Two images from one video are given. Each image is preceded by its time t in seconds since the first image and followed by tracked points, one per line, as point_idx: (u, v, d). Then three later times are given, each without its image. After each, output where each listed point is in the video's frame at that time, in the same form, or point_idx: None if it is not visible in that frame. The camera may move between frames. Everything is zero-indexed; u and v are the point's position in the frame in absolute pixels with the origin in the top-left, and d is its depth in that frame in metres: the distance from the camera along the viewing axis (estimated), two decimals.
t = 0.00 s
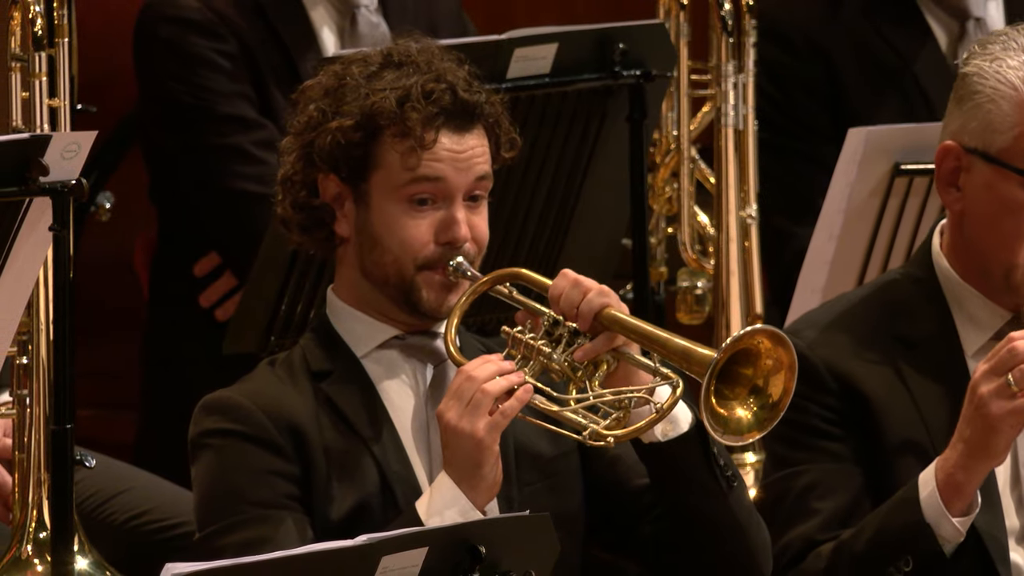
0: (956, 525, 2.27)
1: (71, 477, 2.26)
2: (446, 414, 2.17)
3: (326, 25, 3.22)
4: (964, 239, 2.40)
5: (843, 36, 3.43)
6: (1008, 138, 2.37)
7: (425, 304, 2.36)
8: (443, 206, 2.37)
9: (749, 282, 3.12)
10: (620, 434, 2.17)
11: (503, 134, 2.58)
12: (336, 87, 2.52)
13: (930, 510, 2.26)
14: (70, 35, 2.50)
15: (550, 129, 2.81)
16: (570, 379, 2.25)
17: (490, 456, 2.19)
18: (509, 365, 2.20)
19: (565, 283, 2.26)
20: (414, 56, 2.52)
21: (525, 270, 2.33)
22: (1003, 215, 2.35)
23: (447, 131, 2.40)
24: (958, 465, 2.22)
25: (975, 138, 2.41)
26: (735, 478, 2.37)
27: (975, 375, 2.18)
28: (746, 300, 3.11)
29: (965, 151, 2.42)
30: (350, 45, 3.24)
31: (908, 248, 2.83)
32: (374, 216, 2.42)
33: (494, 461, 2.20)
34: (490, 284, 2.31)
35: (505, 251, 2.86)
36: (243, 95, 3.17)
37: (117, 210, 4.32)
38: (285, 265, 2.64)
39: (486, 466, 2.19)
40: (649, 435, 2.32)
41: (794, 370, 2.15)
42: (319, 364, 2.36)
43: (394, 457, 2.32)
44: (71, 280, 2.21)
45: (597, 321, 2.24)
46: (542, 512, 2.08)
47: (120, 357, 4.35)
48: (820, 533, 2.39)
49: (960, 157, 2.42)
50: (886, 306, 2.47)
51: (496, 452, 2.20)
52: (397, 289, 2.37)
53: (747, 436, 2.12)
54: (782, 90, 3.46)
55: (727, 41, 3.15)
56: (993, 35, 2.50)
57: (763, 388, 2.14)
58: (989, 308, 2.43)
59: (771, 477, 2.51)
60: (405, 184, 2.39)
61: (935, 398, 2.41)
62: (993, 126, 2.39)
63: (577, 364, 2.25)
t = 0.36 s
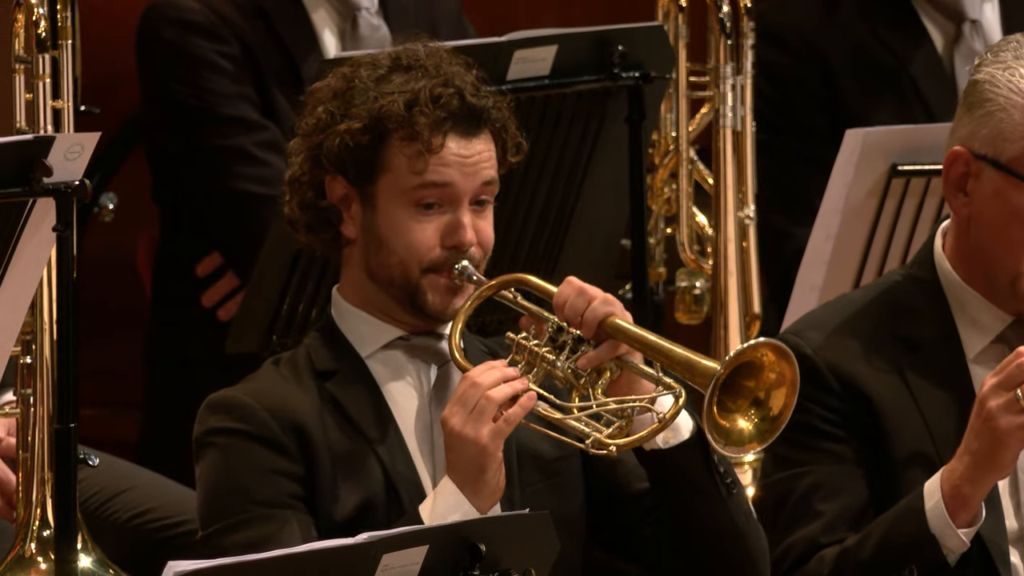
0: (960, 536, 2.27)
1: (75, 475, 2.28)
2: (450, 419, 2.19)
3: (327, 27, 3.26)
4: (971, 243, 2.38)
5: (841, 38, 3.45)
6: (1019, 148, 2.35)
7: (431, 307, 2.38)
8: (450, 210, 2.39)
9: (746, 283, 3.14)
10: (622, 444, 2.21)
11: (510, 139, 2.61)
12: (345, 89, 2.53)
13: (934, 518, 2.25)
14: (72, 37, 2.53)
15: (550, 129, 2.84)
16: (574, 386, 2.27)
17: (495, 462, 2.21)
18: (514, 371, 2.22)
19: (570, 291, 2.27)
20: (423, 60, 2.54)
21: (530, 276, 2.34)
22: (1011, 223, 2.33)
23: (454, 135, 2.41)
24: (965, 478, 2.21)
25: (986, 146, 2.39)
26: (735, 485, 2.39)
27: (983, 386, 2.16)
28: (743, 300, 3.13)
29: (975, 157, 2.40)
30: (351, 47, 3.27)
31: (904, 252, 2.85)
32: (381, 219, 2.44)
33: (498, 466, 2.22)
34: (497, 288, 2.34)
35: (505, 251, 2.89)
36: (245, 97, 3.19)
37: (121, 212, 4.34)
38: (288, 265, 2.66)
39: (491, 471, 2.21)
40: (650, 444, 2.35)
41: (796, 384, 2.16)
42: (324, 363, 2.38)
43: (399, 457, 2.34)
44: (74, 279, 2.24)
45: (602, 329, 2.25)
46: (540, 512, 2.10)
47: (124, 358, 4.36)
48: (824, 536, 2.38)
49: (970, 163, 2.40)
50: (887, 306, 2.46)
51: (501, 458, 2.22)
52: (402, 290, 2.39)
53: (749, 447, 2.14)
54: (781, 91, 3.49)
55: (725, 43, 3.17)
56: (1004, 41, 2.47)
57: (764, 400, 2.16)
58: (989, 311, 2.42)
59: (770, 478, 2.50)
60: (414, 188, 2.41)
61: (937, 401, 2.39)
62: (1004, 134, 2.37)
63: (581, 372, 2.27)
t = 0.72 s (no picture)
0: (954, 522, 2.27)
1: (78, 474, 2.31)
2: (452, 445, 2.20)
3: (327, 29, 3.29)
4: (959, 243, 2.40)
5: (839, 40, 3.47)
6: (1006, 146, 2.36)
7: (437, 320, 2.41)
8: (459, 229, 2.42)
9: (744, 283, 3.17)
10: (623, 478, 2.22)
11: (521, 155, 2.61)
12: (360, 102, 2.53)
13: (927, 505, 2.26)
14: (76, 39, 2.58)
15: (551, 130, 2.87)
16: (574, 415, 2.28)
17: (492, 488, 2.22)
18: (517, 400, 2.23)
19: (574, 319, 2.29)
20: (438, 77, 2.54)
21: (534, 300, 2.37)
22: (1001, 221, 2.34)
23: (466, 157, 2.43)
24: (957, 465, 2.22)
25: (973, 144, 2.39)
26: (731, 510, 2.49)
27: (973, 374, 2.18)
28: (740, 300, 3.15)
29: (962, 156, 2.40)
30: (352, 51, 3.30)
31: (903, 246, 2.87)
32: (391, 236, 2.46)
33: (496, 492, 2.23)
34: (500, 311, 2.37)
35: (506, 249, 2.92)
36: (247, 99, 3.21)
37: (126, 214, 4.35)
38: (290, 265, 2.67)
39: (489, 497, 2.22)
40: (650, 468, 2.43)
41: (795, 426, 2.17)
42: (329, 367, 2.41)
43: (402, 466, 2.37)
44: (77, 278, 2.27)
45: (605, 359, 2.26)
46: (540, 511, 2.13)
47: (129, 358, 4.39)
48: (818, 529, 2.39)
49: (958, 162, 2.41)
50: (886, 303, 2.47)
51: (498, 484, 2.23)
52: (409, 305, 2.42)
53: (744, 487, 2.16)
54: (779, 93, 3.51)
55: (722, 45, 3.20)
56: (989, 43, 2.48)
57: (762, 442, 2.17)
58: (981, 305, 2.43)
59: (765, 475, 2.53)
60: (425, 209, 2.43)
61: (931, 398, 2.41)
62: (991, 133, 2.38)
63: (583, 401, 2.28)
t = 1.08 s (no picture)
0: (936, 519, 2.31)
1: (83, 472, 2.34)
2: (451, 450, 2.22)
3: (328, 32, 3.31)
4: (943, 242, 2.44)
5: (835, 42, 3.50)
6: (981, 147, 2.40)
7: (440, 326, 2.42)
8: (460, 235, 2.44)
9: (741, 284, 3.19)
10: (620, 487, 2.24)
11: (524, 160, 2.65)
12: (363, 108, 2.56)
13: (909, 502, 2.30)
14: (80, 41, 2.61)
15: (551, 132, 2.89)
16: (573, 422, 2.30)
17: (490, 494, 2.24)
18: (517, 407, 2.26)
19: (574, 327, 2.31)
20: (441, 83, 2.57)
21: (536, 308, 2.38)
22: (978, 221, 2.38)
23: (467, 164, 2.45)
24: (938, 463, 2.26)
25: (950, 147, 2.44)
26: (727, 519, 2.49)
27: (953, 372, 2.21)
28: (739, 300, 3.16)
29: (939, 159, 2.46)
30: (353, 53, 3.32)
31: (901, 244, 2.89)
32: (395, 242, 2.49)
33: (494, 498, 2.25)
34: (501, 317, 2.37)
35: (506, 249, 2.93)
36: (249, 101, 3.24)
37: (129, 216, 4.37)
38: (291, 266, 2.70)
39: (487, 503, 2.24)
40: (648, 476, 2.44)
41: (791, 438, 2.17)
42: (332, 370, 2.44)
43: (404, 469, 2.39)
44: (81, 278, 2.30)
45: (604, 367, 2.28)
46: (542, 510, 2.15)
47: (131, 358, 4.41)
48: (807, 526, 2.43)
49: (936, 165, 2.46)
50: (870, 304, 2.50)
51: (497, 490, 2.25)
52: (411, 310, 2.44)
53: (738, 497, 2.17)
54: (777, 95, 3.54)
55: (721, 48, 3.22)
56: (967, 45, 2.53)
57: (757, 453, 2.18)
58: (966, 303, 2.46)
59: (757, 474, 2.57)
60: (426, 216, 2.45)
61: (921, 397, 2.43)
62: (966, 135, 2.42)
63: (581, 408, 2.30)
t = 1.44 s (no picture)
0: (919, 533, 2.34)
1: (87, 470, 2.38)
2: (452, 433, 2.26)
3: (331, 35, 3.34)
4: (926, 252, 2.49)
5: (831, 46, 3.53)
6: (964, 160, 2.45)
7: (433, 319, 2.46)
8: (452, 228, 2.47)
9: (739, 284, 3.22)
10: (620, 459, 2.26)
11: (512, 155, 2.67)
12: (352, 106, 2.61)
13: (892, 515, 2.33)
14: (86, 44, 2.65)
15: (550, 131, 2.92)
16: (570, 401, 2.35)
17: (493, 475, 2.27)
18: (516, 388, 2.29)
19: (568, 309, 2.34)
20: (428, 79, 2.60)
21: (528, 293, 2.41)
22: (960, 231, 2.43)
23: (457, 157, 2.48)
24: (919, 476, 2.28)
25: (933, 159, 2.49)
26: (724, 498, 2.51)
27: (931, 388, 2.24)
28: (735, 299, 3.21)
29: (924, 170, 2.51)
30: (355, 55, 3.35)
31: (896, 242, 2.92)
32: (386, 236, 2.52)
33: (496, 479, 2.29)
34: (496, 304, 2.40)
35: (505, 248, 2.98)
36: (252, 103, 3.27)
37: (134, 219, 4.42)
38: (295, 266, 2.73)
39: (489, 484, 2.28)
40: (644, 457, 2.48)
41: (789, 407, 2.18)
42: (328, 369, 2.47)
43: (400, 463, 2.42)
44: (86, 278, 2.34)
45: (598, 347, 2.32)
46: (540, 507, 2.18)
47: (136, 356, 4.42)
48: (791, 534, 2.48)
49: (920, 176, 2.51)
50: (855, 308, 2.54)
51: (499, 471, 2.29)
52: (405, 304, 2.47)
53: (740, 465, 2.17)
54: (773, 98, 3.57)
55: (718, 51, 3.25)
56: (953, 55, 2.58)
57: (757, 420, 2.18)
58: (953, 311, 2.50)
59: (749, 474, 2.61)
60: (417, 209, 2.48)
61: (908, 405, 2.46)
62: (949, 149, 2.48)
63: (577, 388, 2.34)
